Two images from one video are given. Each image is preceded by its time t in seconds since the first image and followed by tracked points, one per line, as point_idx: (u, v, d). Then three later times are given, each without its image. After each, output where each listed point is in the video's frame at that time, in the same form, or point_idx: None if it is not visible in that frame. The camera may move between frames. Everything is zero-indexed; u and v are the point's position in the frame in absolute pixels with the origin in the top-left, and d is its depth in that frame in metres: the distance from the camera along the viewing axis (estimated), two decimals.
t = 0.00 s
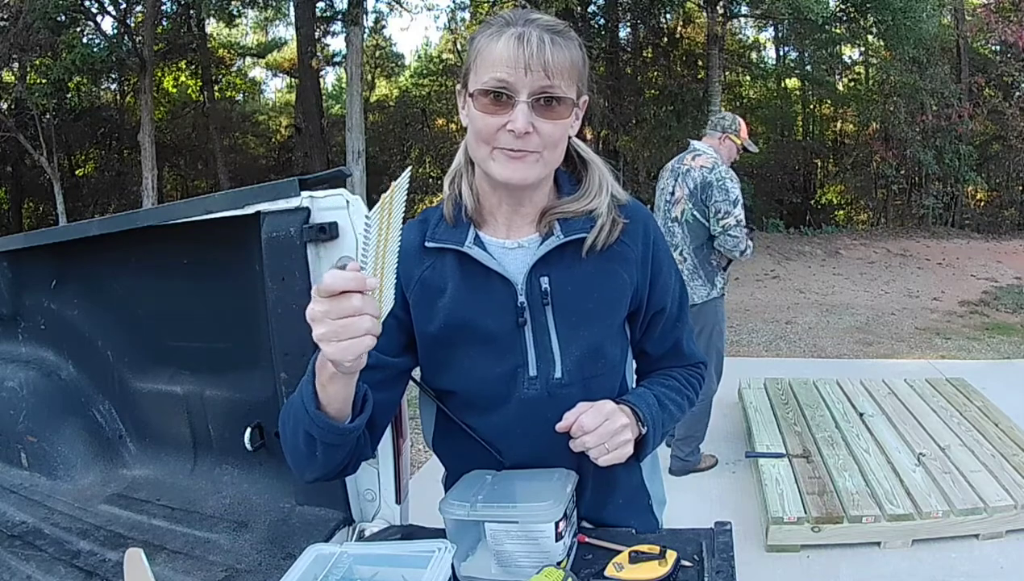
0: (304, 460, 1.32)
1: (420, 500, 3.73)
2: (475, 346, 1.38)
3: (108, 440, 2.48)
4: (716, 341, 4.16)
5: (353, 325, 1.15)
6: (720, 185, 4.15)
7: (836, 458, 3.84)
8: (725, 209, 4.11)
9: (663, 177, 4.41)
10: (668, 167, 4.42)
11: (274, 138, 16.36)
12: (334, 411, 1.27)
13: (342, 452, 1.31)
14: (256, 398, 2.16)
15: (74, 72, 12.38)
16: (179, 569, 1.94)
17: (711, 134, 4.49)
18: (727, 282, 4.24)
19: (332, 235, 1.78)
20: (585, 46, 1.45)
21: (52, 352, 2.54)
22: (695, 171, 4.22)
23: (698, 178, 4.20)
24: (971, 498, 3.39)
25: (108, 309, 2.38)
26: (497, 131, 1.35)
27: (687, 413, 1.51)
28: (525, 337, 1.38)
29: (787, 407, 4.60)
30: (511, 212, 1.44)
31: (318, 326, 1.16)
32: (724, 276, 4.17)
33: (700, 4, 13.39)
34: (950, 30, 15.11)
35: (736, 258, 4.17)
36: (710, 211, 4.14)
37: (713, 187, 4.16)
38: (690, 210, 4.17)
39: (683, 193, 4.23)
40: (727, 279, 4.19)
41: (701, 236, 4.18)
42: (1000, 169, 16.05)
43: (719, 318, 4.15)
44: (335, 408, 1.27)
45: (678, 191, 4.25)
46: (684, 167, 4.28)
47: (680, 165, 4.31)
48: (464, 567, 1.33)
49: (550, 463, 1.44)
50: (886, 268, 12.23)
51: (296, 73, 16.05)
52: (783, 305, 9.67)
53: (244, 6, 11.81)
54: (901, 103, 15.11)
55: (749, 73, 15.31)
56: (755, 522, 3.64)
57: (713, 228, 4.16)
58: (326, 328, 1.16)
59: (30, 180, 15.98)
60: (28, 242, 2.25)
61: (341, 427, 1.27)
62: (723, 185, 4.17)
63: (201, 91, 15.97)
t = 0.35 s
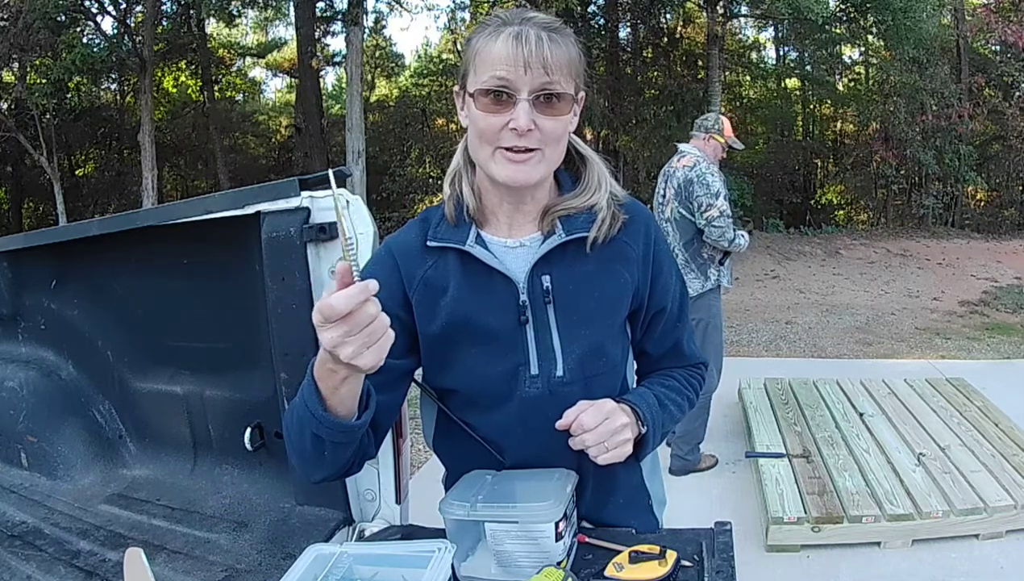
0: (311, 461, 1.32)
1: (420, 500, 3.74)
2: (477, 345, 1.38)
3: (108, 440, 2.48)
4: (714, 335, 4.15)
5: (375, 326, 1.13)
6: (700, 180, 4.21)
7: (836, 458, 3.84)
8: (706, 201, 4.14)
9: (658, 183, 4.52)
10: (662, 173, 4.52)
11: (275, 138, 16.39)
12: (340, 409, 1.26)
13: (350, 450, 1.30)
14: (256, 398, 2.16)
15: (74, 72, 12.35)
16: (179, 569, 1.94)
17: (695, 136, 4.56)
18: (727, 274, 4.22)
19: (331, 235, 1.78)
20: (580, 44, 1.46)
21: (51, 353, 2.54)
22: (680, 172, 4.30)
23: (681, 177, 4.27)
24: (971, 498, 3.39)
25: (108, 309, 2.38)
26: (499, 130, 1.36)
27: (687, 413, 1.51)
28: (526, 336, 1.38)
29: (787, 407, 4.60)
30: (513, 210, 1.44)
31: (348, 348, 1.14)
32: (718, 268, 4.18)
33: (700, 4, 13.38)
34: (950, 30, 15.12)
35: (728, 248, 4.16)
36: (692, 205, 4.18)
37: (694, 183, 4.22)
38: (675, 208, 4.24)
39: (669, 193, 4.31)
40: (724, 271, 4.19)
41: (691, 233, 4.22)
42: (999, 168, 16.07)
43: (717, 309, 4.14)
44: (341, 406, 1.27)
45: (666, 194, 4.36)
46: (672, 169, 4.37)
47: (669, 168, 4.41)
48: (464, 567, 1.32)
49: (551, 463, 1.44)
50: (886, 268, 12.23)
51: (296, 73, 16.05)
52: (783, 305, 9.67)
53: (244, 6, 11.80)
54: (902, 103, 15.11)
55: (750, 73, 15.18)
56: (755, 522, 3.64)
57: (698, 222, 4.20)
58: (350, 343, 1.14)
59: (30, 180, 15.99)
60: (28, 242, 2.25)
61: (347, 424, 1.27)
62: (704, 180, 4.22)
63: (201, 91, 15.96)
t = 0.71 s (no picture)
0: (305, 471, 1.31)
1: (420, 500, 3.73)
2: (476, 346, 1.38)
3: (108, 440, 2.48)
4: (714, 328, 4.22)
5: (313, 319, 1.07)
6: (700, 180, 4.25)
7: (836, 458, 3.84)
8: (707, 201, 4.17)
9: (650, 183, 4.52)
10: (653, 173, 4.52)
11: (275, 138, 16.41)
12: (322, 420, 1.25)
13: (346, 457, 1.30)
14: (256, 398, 2.16)
15: (74, 72, 12.33)
16: (179, 569, 1.94)
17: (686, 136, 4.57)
18: (721, 270, 4.29)
19: (331, 235, 1.78)
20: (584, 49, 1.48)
21: (52, 353, 2.54)
22: (678, 172, 4.32)
23: (680, 177, 4.29)
24: (971, 498, 3.39)
25: (108, 309, 2.38)
26: (508, 128, 1.35)
27: (689, 412, 1.51)
28: (526, 336, 1.38)
29: (787, 407, 4.60)
30: (512, 210, 1.44)
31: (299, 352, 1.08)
32: (715, 266, 4.24)
33: (700, 4, 13.37)
34: (950, 30, 15.12)
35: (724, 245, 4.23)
36: (693, 205, 4.21)
37: (694, 183, 4.25)
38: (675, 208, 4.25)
39: (668, 193, 4.32)
40: (720, 268, 4.25)
41: (689, 232, 4.24)
42: (999, 168, 16.09)
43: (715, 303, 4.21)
44: (322, 416, 1.25)
45: (663, 194, 4.35)
46: (668, 170, 4.38)
47: (664, 168, 4.41)
48: (464, 567, 1.32)
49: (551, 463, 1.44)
50: (886, 268, 12.23)
51: (296, 73, 16.05)
52: (783, 305, 9.67)
53: (244, 6, 11.79)
54: (902, 103, 15.10)
55: (750, 73, 15.13)
56: (755, 522, 3.64)
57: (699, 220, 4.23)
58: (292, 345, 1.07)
59: (30, 179, 16.00)
60: (28, 242, 2.25)
61: (333, 434, 1.26)
62: (703, 180, 4.25)
63: (201, 91, 15.95)
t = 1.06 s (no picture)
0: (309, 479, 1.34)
1: (420, 500, 3.73)
2: (474, 350, 1.38)
3: (108, 440, 2.48)
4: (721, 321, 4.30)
5: (348, 389, 1.11)
6: (709, 180, 4.35)
7: (835, 458, 3.84)
8: (717, 200, 4.31)
9: (647, 182, 4.53)
10: (649, 173, 4.54)
11: (275, 138, 16.42)
12: (334, 445, 1.28)
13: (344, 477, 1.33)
14: (255, 399, 2.16)
15: (74, 72, 12.33)
16: (179, 569, 1.94)
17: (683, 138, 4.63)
18: (721, 269, 4.43)
19: (331, 235, 1.78)
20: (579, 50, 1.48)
21: (51, 353, 2.54)
22: (685, 172, 4.39)
23: (688, 177, 4.37)
24: (971, 498, 3.39)
25: (108, 309, 2.38)
26: (502, 132, 1.35)
27: (688, 413, 1.51)
28: (524, 338, 1.38)
29: (787, 407, 4.60)
30: (509, 212, 1.43)
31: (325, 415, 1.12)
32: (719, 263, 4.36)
33: (700, 4, 13.37)
34: (950, 30, 15.13)
35: (726, 243, 4.42)
36: (704, 204, 4.32)
37: (703, 183, 4.35)
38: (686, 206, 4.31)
39: (675, 192, 4.36)
40: (722, 266, 4.38)
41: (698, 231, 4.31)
42: (999, 169, 16.08)
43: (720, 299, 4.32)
44: (334, 442, 1.29)
45: (668, 194, 4.38)
46: (672, 170, 4.43)
47: (667, 169, 4.46)
48: (464, 567, 1.32)
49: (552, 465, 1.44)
50: (886, 268, 12.24)
51: (296, 73, 16.03)
52: (783, 305, 9.67)
53: (244, 7, 11.78)
54: (902, 103, 15.11)
55: (750, 73, 15.16)
56: (755, 522, 3.64)
57: (707, 219, 4.35)
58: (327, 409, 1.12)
59: (30, 180, 16.00)
60: (28, 242, 2.25)
61: (338, 460, 1.29)
62: (711, 180, 4.36)
63: (201, 91, 15.94)
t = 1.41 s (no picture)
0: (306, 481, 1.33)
1: (420, 500, 3.73)
2: (475, 349, 1.38)
3: (108, 440, 2.48)
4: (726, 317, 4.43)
5: (368, 402, 1.11)
6: (717, 182, 4.45)
7: (835, 458, 3.84)
8: (725, 201, 4.42)
9: (655, 184, 4.62)
10: (658, 174, 4.63)
11: (275, 138, 16.42)
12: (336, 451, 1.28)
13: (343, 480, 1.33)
14: (256, 399, 2.16)
15: (74, 72, 12.33)
16: (179, 569, 1.94)
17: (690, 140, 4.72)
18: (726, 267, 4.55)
19: (331, 235, 1.78)
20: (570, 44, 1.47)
21: (51, 353, 2.54)
22: (694, 173, 4.49)
23: (697, 177, 4.46)
24: (971, 498, 3.39)
25: (108, 309, 2.38)
26: (489, 130, 1.35)
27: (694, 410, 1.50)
28: (525, 337, 1.38)
29: (787, 407, 4.61)
30: (505, 209, 1.43)
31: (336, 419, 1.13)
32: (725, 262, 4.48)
33: (700, 4, 13.37)
34: (950, 30, 15.14)
35: (732, 244, 4.51)
36: (713, 204, 4.42)
37: (711, 184, 4.45)
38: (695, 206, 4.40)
39: (685, 192, 4.45)
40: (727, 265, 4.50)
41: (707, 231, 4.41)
42: (999, 169, 16.06)
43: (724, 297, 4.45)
44: (340, 450, 1.28)
45: (677, 194, 4.47)
46: (681, 171, 4.53)
47: (676, 169, 4.55)
48: (464, 567, 1.32)
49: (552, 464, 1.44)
50: (886, 268, 12.23)
51: (296, 73, 16.02)
52: (783, 305, 9.67)
53: (244, 6, 11.77)
54: (901, 103, 15.12)
55: (750, 73, 15.19)
56: (755, 522, 3.64)
57: (715, 219, 4.44)
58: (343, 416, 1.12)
59: (30, 179, 16.00)
60: (27, 242, 2.25)
61: (340, 464, 1.29)
62: (720, 181, 4.47)
63: (201, 91, 15.95)
